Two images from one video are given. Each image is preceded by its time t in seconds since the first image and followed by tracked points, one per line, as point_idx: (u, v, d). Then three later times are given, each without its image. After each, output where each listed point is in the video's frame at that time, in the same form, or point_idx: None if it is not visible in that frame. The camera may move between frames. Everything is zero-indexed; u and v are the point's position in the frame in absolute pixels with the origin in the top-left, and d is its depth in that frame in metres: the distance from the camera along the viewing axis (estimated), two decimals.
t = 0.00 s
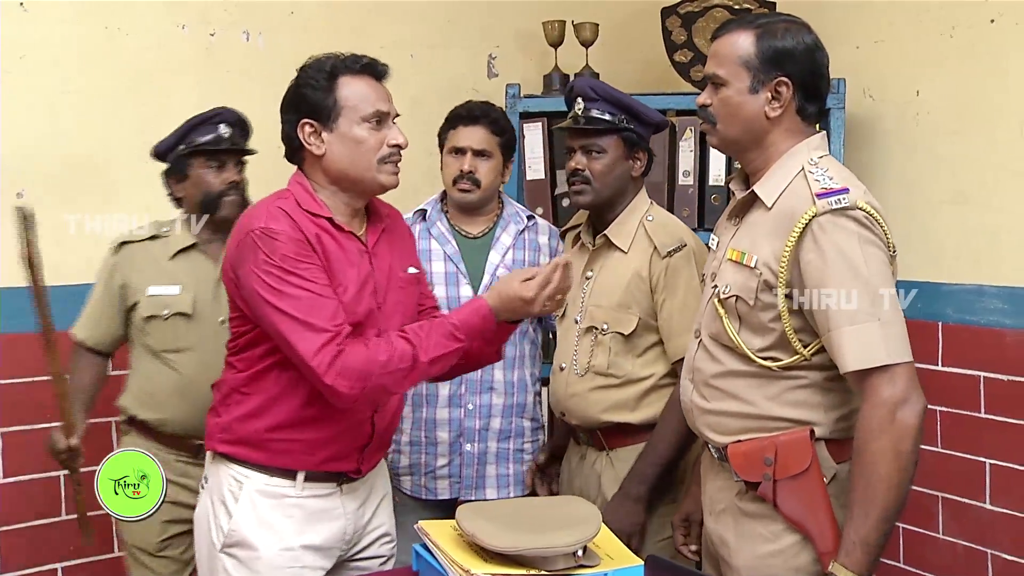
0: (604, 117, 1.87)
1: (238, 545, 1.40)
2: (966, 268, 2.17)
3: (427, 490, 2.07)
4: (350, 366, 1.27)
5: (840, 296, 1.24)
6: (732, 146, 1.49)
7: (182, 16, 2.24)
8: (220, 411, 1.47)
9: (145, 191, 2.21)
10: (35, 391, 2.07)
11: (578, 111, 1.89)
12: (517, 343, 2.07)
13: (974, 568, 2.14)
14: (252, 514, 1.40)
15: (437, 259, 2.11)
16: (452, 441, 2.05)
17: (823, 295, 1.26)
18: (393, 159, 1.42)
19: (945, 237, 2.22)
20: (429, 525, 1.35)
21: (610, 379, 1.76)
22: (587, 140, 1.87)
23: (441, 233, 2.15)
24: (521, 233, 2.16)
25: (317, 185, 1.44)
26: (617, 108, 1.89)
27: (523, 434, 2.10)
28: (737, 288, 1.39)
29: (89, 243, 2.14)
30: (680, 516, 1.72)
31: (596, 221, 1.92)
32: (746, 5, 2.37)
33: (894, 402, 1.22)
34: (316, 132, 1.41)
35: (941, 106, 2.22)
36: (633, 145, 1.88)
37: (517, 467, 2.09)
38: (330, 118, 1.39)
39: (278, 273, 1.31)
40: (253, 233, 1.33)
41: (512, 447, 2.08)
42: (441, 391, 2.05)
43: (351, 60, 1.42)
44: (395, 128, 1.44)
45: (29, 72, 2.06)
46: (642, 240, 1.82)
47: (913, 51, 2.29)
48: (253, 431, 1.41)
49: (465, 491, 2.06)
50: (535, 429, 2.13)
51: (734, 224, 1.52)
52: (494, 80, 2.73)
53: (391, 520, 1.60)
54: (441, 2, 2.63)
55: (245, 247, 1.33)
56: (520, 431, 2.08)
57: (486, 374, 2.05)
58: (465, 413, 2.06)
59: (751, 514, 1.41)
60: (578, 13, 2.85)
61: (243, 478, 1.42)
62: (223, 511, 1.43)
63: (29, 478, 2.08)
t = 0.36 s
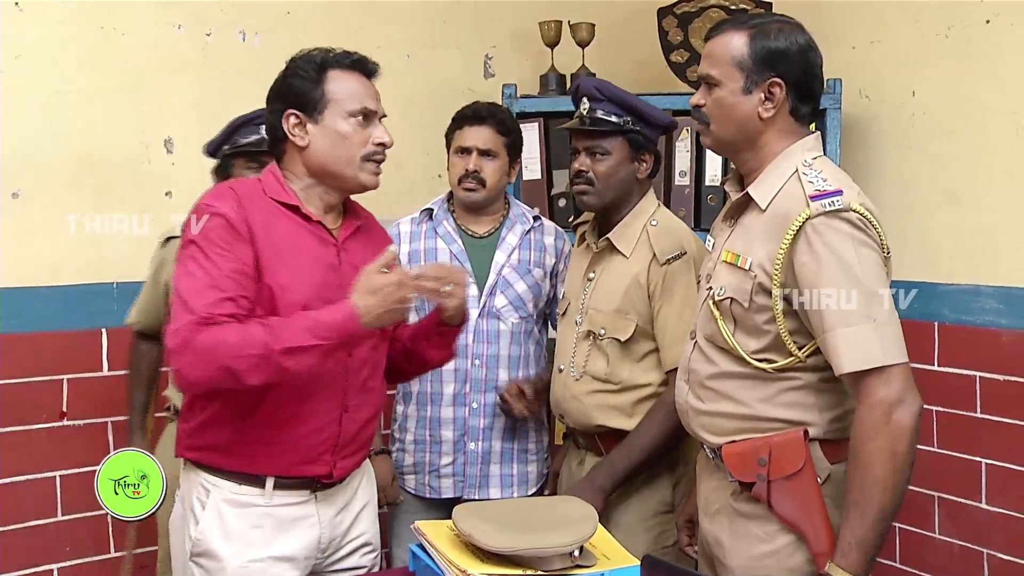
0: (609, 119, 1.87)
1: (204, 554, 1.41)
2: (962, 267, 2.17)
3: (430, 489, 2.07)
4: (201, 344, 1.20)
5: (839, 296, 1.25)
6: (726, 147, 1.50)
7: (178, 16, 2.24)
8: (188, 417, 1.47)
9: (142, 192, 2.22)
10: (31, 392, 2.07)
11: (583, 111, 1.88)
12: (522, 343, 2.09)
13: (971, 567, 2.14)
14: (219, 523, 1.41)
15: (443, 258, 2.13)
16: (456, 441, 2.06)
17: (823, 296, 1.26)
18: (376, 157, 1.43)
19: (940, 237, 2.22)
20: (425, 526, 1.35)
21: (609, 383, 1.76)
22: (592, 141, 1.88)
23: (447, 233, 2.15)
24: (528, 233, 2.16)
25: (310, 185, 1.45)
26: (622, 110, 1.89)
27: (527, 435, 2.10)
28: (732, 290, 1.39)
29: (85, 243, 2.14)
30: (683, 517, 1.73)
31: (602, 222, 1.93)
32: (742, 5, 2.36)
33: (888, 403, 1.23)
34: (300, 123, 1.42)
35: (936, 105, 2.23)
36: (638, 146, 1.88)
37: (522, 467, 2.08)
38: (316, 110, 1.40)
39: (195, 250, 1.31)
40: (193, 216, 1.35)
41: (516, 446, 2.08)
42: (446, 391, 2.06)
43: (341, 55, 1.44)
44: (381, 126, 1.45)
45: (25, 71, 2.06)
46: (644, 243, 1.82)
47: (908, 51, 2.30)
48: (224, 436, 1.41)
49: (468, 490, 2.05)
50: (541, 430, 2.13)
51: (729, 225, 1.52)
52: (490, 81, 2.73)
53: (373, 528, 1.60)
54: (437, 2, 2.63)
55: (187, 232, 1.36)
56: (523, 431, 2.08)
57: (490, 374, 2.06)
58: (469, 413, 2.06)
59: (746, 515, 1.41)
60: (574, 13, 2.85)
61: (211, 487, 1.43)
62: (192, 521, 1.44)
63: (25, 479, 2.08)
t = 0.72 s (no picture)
0: (611, 113, 1.87)
1: (193, 561, 1.41)
2: (961, 267, 2.17)
3: (434, 488, 2.07)
4: (171, 354, 1.28)
5: (840, 296, 1.25)
6: (725, 147, 1.50)
7: (177, 16, 2.24)
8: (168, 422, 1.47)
9: (141, 192, 2.21)
10: (31, 392, 2.07)
11: (584, 106, 1.90)
12: (527, 344, 2.09)
13: (970, 567, 2.14)
14: (206, 529, 1.42)
15: (451, 258, 2.11)
16: (459, 440, 2.05)
17: (823, 296, 1.26)
18: (348, 158, 1.46)
19: (940, 237, 2.22)
20: (425, 526, 1.35)
21: (613, 387, 1.76)
22: (593, 136, 1.87)
23: (455, 233, 2.15)
24: (536, 234, 2.16)
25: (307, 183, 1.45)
26: (624, 104, 1.89)
27: (532, 435, 2.10)
28: (731, 290, 1.39)
29: (85, 244, 2.14)
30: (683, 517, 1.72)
31: (606, 219, 1.93)
32: (741, 5, 2.36)
33: (887, 404, 1.23)
34: (271, 122, 1.43)
35: (935, 105, 2.23)
36: (640, 141, 1.88)
37: (525, 468, 2.08)
38: (289, 110, 1.42)
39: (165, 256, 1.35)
40: (162, 219, 1.37)
41: (520, 447, 2.08)
42: (450, 390, 2.06)
43: (316, 52, 1.45)
44: (353, 128, 1.47)
45: (24, 71, 2.06)
46: (648, 243, 1.81)
47: (907, 51, 2.30)
48: (207, 438, 1.42)
49: (471, 490, 2.05)
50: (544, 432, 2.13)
51: (729, 225, 1.52)
52: (490, 81, 2.73)
53: (362, 525, 1.60)
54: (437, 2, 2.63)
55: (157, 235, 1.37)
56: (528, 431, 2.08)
57: (495, 373, 2.05)
58: (474, 412, 2.05)
59: (744, 515, 1.41)
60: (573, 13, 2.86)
61: (196, 493, 1.43)
62: (178, 528, 1.44)
63: (25, 478, 2.08)
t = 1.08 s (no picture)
0: (614, 112, 1.88)
1: (197, 563, 1.41)
2: (960, 267, 2.17)
3: (440, 487, 2.08)
4: (167, 372, 1.24)
5: (840, 296, 1.25)
6: (725, 147, 1.50)
7: (176, 17, 2.24)
8: (167, 428, 1.44)
9: (141, 192, 2.21)
10: (30, 393, 2.07)
11: (588, 105, 1.91)
12: (533, 345, 2.08)
13: (970, 568, 2.14)
14: (210, 531, 1.41)
15: (457, 259, 2.12)
16: (464, 440, 2.05)
17: (822, 296, 1.26)
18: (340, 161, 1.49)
19: (939, 237, 2.22)
20: (425, 526, 1.35)
21: (614, 389, 1.76)
22: (596, 136, 1.88)
23: (462, 234, 2.16)
24: (543, 236, 2.16)
25: (316, 185, 1.46)
26: (627, 103, 1.90)
27: (537, 437, 2.09)
28: (731, 290, 1.39)
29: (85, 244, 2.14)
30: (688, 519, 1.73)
31: (611, 220, 1.94)
32: (741, 5, 2.36)
33: (886, 404, 1.23)
34: (284, 126, 1.39)
35: (935, 105, 2.23)
36: (643, 140, 1.88)
37: (531, 469, 2.08)
38: (303, 115, 1.39)
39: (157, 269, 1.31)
40: (150, 232, 1.33)
41: (526, 449, 2.07)
42: (456, 390, 2.07)
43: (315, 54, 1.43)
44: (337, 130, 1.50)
45: (23, 72, 2.06)
46: (653, 245, 1.81)
47: (907, 51, 2.30)
48: (208, 447, 1.40)
49: (475, 490, 2.05)
50: (552, 433, 2.12)
51: (730, 225, 1.52)
52: (490, 81, 2.73)
53: (356, 520, 1.62)
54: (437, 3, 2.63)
55: (148, 246, 1.33)
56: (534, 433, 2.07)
57: (499, 375, 2.05)
58: (478, 413, 2.06)
59: (742, 515, 1.41)
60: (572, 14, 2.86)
61: (198, 496, 1.42)
62: (179, 531, 1.43)
63: (25, 479, 2.08)
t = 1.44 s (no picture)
0: (621, 113, 1.88)
1: (211, 558, 1.41)
2: (960, 268, 2.18)
3: (441, 488, 2.08)
4: (199, 352, 1.23)
5: (840, 296, 1.25)
6: (726, 147, 1.50)
7: (176, 17, 2.24)
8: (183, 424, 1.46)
9: (141, 192, 2.21)
10: (31, 393, 2.07)
11: (595, 105, 1.91)
12: (534, 346, 2.08)
13: (970, 568, 2.14)
14: (225, 526, 1.42)
15: (457, 260, 2.12)
16: (466, 441, 2.05)
17: (823, 296, 1.26)
18: (352, 155, 1.47)
19: (939, 238, 2.22)
20: (425, 527, 1.35)
21: (614, 389, 1.76)
22: (601, 136, 1.88)
23: (463, 235, 2.16)
24: (544, 237, 2.16)
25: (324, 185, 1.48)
26: (632, 103, 1.90)
27: (540, 438, 2.09)
28: (732, 291, 1.39)
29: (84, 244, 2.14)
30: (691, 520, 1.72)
31: (615, 220, 1.93)
32: (741, 6, 2.36)
33: (887, 405, 1.23)
34: (272, 137, 1.44)
35: (935, 105, 2.23)
36: (649, 141, 1.87)
37: (533, 471, 2.08)
38: (286, 121, 1.43)
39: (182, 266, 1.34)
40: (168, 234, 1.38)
41: (528, 450, 2.07)
42: (457, 391, 2.07)
43: (302, 56, 1.45)
44: (351, 122, 1.49)
45: (23, 72, 2.06)
46: (657, 246, 1.81)
47: (907, 52, 2.30)
48: (233, 444, 1.41)
49: (477, 491, 2.05)
50: (554, 434, 2.12)
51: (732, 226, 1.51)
52: (490, 82, 2.73)
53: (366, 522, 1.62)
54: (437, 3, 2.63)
55: (171, 249, 1.37)
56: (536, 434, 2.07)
57: (501, 376, 2.05)
58: (480, 414, 2.06)
59: (743, 516, 1.41)
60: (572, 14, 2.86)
61: (214, 490, 1.43)
62: (195, 525, 1.43)
63: (25, 479, 2.08)
